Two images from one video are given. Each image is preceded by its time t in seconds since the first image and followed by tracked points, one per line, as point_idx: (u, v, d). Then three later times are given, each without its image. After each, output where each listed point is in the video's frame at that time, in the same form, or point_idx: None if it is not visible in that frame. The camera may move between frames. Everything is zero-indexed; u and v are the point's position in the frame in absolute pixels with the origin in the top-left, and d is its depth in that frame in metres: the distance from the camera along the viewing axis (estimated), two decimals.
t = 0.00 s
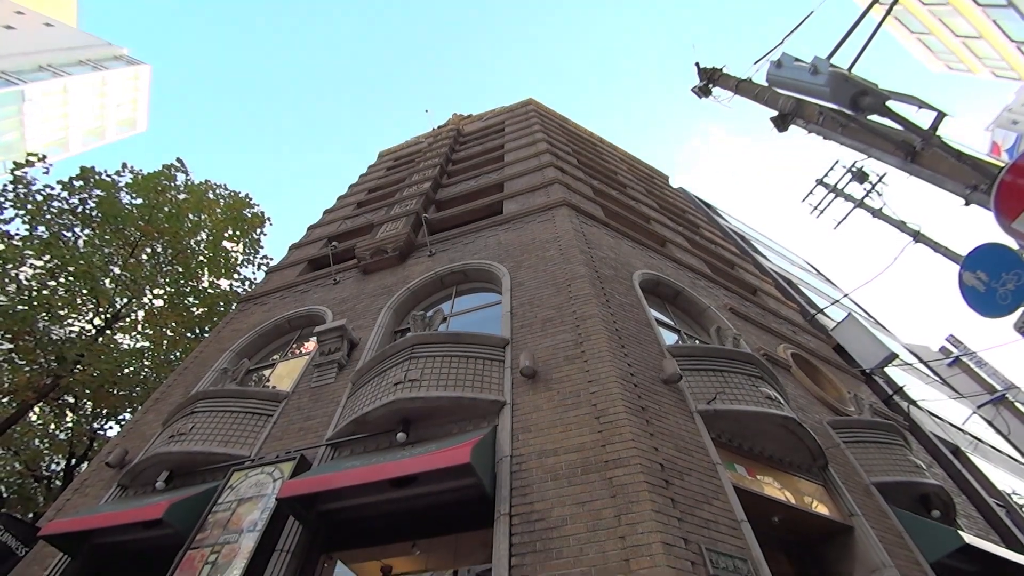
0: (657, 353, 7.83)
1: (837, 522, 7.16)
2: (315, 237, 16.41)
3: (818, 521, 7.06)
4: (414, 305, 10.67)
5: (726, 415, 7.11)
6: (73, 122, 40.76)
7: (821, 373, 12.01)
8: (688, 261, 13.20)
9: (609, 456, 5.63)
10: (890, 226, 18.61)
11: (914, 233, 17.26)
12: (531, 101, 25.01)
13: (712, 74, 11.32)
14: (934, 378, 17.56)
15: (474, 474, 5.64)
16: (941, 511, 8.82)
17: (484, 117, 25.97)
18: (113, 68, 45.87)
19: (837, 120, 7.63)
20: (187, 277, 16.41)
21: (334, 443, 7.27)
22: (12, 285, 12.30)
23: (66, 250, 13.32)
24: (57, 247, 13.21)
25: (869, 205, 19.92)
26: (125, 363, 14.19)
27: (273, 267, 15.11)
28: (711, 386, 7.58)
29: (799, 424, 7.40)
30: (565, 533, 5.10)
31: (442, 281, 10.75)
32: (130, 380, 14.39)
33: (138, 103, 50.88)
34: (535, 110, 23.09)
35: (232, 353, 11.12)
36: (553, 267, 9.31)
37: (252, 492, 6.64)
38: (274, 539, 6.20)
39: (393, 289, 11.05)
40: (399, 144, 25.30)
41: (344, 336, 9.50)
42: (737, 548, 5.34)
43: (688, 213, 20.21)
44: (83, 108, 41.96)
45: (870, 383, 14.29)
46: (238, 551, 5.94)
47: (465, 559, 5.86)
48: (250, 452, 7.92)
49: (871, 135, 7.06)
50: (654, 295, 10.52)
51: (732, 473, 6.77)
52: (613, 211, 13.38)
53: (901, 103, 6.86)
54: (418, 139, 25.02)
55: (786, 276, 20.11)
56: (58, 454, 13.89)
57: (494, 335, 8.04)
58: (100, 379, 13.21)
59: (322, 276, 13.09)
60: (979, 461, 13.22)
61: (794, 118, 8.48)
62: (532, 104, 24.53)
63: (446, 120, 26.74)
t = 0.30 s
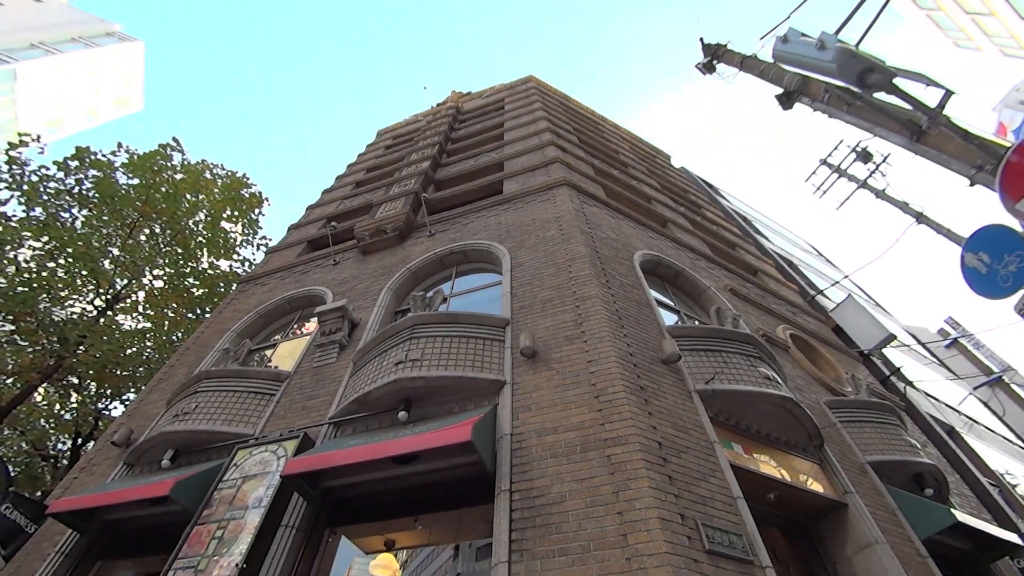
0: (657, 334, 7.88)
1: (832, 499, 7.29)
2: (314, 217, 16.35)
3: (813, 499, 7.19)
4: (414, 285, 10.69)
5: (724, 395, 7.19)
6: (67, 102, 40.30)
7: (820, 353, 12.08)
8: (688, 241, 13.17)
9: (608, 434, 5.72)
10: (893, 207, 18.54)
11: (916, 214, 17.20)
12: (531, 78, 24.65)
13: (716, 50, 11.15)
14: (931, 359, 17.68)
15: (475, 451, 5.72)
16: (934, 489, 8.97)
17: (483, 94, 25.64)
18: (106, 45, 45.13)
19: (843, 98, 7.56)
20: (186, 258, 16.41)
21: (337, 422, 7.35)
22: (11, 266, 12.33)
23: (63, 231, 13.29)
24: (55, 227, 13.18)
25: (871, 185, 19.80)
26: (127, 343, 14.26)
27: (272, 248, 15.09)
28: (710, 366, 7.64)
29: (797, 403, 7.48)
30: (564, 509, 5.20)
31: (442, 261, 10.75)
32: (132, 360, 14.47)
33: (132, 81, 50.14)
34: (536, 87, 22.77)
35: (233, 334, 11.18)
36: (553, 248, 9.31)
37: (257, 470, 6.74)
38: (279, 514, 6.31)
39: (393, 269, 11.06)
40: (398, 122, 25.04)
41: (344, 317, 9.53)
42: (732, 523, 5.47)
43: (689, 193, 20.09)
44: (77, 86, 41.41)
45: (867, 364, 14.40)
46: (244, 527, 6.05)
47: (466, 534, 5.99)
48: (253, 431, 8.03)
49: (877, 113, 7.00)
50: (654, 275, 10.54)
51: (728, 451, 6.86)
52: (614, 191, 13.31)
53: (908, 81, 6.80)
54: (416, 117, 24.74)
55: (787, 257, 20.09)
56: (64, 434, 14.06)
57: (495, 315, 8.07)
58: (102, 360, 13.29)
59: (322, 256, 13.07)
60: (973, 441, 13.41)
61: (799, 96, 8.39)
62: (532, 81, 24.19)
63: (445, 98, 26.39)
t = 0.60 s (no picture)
0: (657, 309, 7.90)
1: (827, 472, 7.42)
2: (312, 191, 16.23)
3: (808, 471, 7.32)
4: (414, 261, 10.69)
5: (722, 369, 7.26)
6: (58, 74, 39.57)
7: (819, 329, 12.15)
8: (689, 216, 13.11)
9: (607, 407, 5.79)
10: (897, 182, 18.39)
11: (921, 190, 17.08)
12: (532, 48, 24.13)
13: (723, 19, 10.92)
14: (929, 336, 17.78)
15: (476, 424, 5.81)
16: (927, 463, 9.13)
17: (483, 65, 25.16)
18: (94, 14, 44.07)
19: (851, 69, 7.50)
20: (185, 233, 16.35)
21: (340, 395, 7.44)
22: (10, 243, 12.31)
23: (59, 207, 13.20)
24: (51, 203, 13.09)
25: (876, 160, 19.60)
26: (129, 319, 14.31)
27: (271, 223, 15.03)
28: (709, 341, 7.69)
29: (795, 378, 7.55)
30: (563, 479, 5.31)
31: (442, 236, 10.73)
32: (135, 336, 14.55)
33: (125, 53, 49.19)
34: (536, 58, 22.33)
35: (234, 309, 11.22)
36: (554, 222, 9.27)
37: (261, 442, 6.84)
38: (284, 485, 6.44)
39: (393, 244, 11.04)
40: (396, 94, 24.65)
41: (345, 292, 9.55)
42: (728, 494, 5.59)
43: (692, 167, 19.87)
44: (68, 59, 40.66)
45: (865, 341, 14.49)
46: (250, 497, 6.16)
47: (468, 504, 6.11)
48: (257, 404, 8.13)
49: (885, 85, 6.94)
50: (655, 251, 10.52)
51: (726, 424, 6.95)
52: (615, 165, 13.18)
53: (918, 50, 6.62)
54: (415, 88, 24.32)
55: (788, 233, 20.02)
56: (71, 409, 14.24)
57: (495, 290, 8.09)
58: (104, 336, 13.36)
59: (322, 231, 13.02)
60: (967, 416, 13.59)
61: (807, 67, 8.35)
62: (533, 51, 23.70)
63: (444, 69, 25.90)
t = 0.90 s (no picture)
0: (657, 285, 7.92)
1: (821, 445, 7.54)
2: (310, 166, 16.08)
3: (803, 445, 7.45)
4: (413, 236, 10.68)
5: (721, 345, 7.32)
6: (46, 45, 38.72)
7: (818, 306, 12.20)
8: (691, 191, 13.02)
9: (607, 381, 5.86)
10: (902, 157, 18.22)
11: (926, 166, 16.94)
12: (533, 17, 23.57)
13: None
14: (928, 313, 17.84)
15: (477, 398, 5.88)
16: (920, 438, 9.27)
17: (482, 35, 24.61)
18: None
19: (860, 39, 6.82)
20: (182, 209, 16.25)
21: (342, 370, 7.51)
22: (7, 220, 12.25)
23: (55, 182, 13.08)
24: (46, 178, 12.96)
25: (881, 135, 19.38)
26: (130, 296, 14.33)
27: (269, 198, 14.93)
28: (709, 317, 7.74)
29: (793, 354, 7.62)
30: (562, 451, 5.41)
31: (441, 212, 10.70)
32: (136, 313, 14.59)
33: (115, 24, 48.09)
34: (537, 27, 21.83)
35: (234, 285, 11.24)
36: (555, 198, 9.22)
37: (266, 415, 6.94)
38: (289, 457, 6.56)
39: (392, 219, 11.00)
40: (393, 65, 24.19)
41: (345, 268, 9.55)
42: (723, 466, 5.71)
43: (695, 141, 19.62)
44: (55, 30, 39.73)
45: (864, 317, 14.57)
46: (257, 469, 6.28)
47: (470, 474, 6.22)
48: (260, 379, 8.22)
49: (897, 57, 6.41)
50: (656, 227, 10.49)
51: (723, 399, 7.05)
52: (617, 139, 13.03)
53: (929, 20, 6.21)
54: (412, 60, 23.85)
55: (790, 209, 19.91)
56: (76, 385, 14.39)
57: (495, 266, 8.10)
58: (106, 312, 13.39)
59: (321, 207, 12.95)
60: (962, 392, 13.76)
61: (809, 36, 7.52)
62: (534, 20, 23.16)
63: (443, 39, 25.37)
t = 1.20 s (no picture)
0: (657, 262, 7.93)
1: (817, 420, 7.64)
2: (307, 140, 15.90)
3: (799, 420, 7.56)
4: (412, 212, 10.64)
5: (720, 322, 7.36)
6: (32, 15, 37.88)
7: (818, 282, 12.23)
8: (693, 166, 12.91)
9: (606, 357, 5.92)
10: (908, 133, 18.02)
11: (932, 141, 16.76)
12: None
13: None
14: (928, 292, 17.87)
15: (477, 373, 5.94)
16: (915, 414, 9.40)
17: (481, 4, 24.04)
18: None
19: (870, 9, 6.34)
20: (179, 185, 16.12)
21: (343, 346, 7.57)
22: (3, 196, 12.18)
23: (49, 158, 12.95)
24: (39, 154, 12.82)
25: (887, 109, 19.13)
26: (129, 273, 14.32)
27: (266, 173, 14.82)
28: (708, 294, 7.77)
29: (791, 331, 7.67)
30: (562, 425, 5.49)
31: (441, 187, 10.63)
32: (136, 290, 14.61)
33: None
34: None
35: (234, 261, 11.23)
36: (555, 173, 9.15)
37: (269, 390, 7.02)
38: (292, 431, 6.66)
39: (391, 195, 10.94)
40: (390, 36, 23.69)
41: (344, 244, 9.53)
42: (720, 440, 5.81)
43: (698, 115, 19.37)
44: None
45: (863, 294, 14.62)
46: (261, 443, 6.37)
47: (470, 447, 6.32)
48: (262, 354, 8.29)
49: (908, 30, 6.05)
50: (657, 202, 10.44)
51: (721, 374, 7.13)
52: (618, 113, 12.86)
53: None
54: (410, 30, 23.36)
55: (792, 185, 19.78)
56: (79, 361, 14.51)
57: (495, 242, 8.09)
58: (106, 289, 13.40)
59: (318, 182, 12.86)
60: (957, 369, 13.88)
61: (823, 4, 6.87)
62: None
63: (441, 9, 24.80)
